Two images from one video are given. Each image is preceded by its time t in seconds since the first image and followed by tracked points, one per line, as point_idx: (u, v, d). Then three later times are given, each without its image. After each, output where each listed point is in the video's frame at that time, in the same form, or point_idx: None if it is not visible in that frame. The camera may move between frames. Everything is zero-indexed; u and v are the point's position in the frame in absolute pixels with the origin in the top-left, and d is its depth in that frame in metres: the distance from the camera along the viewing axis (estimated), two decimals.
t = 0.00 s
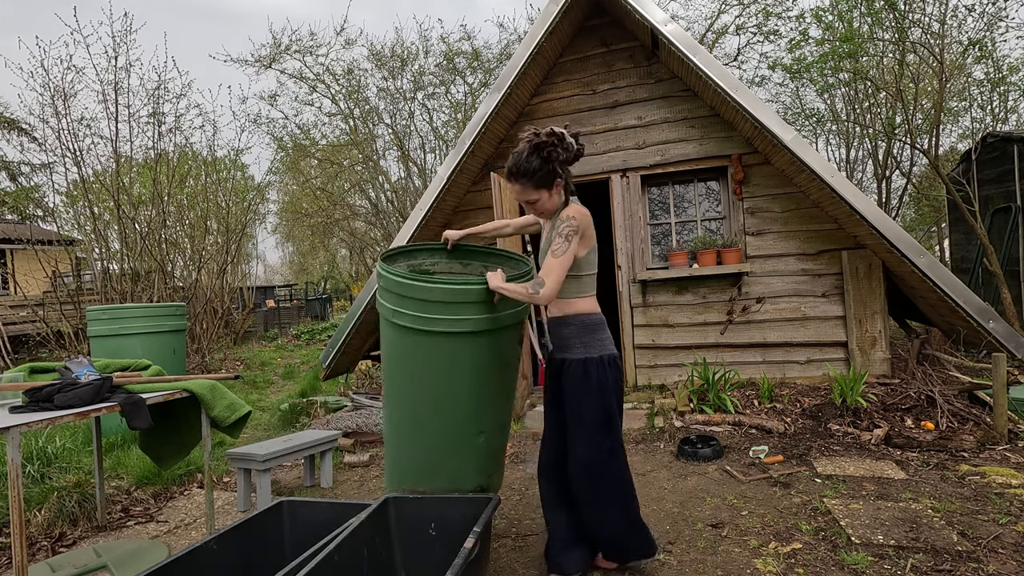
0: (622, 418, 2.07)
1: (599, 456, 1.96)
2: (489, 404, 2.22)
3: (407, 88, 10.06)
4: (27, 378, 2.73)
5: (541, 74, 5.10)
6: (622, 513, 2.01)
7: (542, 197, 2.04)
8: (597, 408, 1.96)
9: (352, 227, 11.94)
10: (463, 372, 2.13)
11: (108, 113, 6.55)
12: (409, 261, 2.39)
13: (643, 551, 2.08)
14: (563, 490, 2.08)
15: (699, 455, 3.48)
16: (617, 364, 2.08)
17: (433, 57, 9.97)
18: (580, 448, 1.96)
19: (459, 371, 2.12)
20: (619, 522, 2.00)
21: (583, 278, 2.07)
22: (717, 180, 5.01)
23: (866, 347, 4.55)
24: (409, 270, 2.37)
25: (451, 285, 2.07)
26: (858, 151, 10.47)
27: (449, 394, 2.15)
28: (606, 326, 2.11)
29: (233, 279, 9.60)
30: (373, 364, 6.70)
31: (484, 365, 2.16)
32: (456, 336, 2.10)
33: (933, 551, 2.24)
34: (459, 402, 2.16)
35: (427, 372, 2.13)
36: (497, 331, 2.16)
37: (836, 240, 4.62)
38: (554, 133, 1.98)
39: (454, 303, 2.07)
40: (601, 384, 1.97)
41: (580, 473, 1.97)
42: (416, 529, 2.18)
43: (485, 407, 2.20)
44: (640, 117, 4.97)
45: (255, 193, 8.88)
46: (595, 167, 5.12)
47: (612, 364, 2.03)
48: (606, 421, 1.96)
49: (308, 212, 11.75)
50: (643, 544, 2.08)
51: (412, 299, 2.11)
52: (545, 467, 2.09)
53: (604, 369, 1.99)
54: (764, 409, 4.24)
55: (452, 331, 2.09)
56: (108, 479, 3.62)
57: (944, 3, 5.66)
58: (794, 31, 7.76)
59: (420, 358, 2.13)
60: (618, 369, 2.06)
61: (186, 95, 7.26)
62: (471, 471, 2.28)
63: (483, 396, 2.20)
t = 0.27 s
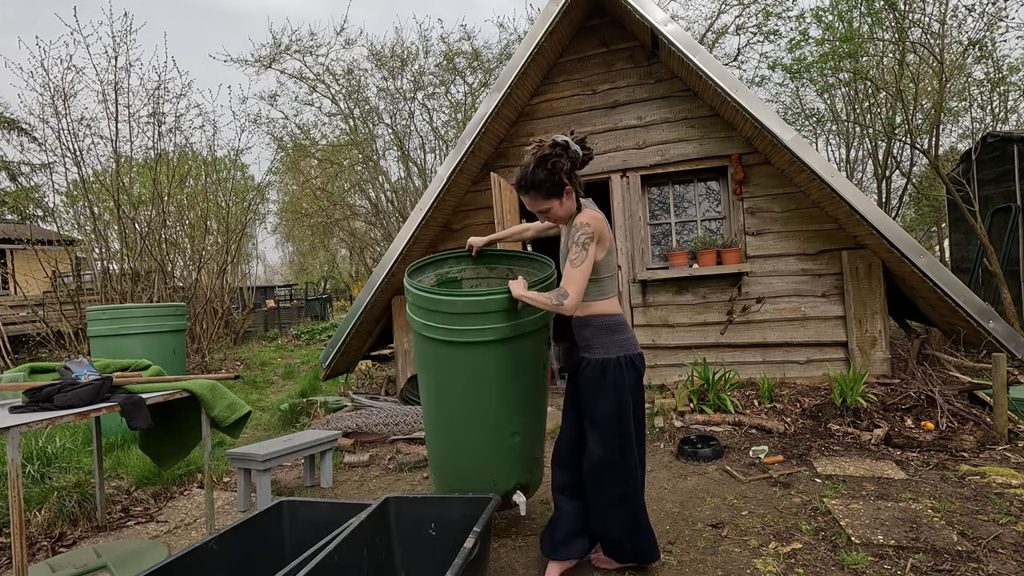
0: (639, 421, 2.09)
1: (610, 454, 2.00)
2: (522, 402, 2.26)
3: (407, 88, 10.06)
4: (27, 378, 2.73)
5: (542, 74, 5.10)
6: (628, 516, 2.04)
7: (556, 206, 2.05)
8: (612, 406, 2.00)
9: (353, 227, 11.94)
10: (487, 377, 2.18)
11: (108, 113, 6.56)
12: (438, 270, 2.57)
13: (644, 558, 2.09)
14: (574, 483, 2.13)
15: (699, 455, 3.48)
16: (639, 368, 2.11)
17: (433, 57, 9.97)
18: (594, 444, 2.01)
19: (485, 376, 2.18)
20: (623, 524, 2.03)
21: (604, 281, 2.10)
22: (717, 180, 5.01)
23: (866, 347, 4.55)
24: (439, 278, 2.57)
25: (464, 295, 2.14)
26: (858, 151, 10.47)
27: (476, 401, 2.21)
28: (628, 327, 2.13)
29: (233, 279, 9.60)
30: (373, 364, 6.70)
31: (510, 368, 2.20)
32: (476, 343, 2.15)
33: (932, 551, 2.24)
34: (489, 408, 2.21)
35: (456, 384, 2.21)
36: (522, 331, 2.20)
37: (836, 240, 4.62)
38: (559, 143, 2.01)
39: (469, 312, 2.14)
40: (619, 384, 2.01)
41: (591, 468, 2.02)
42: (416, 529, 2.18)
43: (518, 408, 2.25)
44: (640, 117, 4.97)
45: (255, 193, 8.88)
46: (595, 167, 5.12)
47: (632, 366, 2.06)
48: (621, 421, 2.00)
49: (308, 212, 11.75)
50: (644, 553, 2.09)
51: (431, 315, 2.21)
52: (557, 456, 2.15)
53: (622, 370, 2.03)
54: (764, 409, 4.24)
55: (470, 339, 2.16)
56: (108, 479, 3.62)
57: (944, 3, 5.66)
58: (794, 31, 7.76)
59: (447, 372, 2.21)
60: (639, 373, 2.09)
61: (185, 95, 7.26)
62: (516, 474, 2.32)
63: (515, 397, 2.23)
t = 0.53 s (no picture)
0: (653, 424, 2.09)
1: (617, 451, 2.05)
2: (544, 397, 2.36)
3: (407, 88, 10.06)
4: (27, 378, 2.73)
5: (541, 74, 5.10)
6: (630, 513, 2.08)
7: (564, 211, 2.10)
8: (620, 405, 2.05)
9: (353, 227, 11.94)
10: (507, 378, 2.31)
11: (108, 113, 6.56)
12: (466, 272, 2.72)
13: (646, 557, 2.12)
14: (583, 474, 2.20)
15: (699, 455, 3.48)
16: (655, 369, 2.13)
17: (433, 56, 9.97)
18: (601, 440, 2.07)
19: (503, 377, 2.31)
20: (627, 521, 2.08)
21: (615, 281, 2.13)
22: (717, 180, 5.01)
23: (866, 347, 4.55)
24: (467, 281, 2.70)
25: (474, 301, 2.27)
26: (858, 151, 10.47)
27: (500, 401, 2.35)
28: (642, 326, 2.16)
29: (233, 279, 9.60)
30: (373, 363, 6.73)
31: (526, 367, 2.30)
32: (492, 347, 2.29)
33: (932, 551, 2.24)
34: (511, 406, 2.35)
35: (481, 384, 2.36)
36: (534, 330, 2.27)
37: (836, 240, 4.62)
38: (559, 150, 2.07)
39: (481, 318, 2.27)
40: (628, 384, 2.05)
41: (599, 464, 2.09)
42: (416, 529, 2.19)
43: (541, 404, 2.36)
44: (640, 117, 4.97)
45: (255, 193, 8.88)
46: (595, 167, 5.12)
47: (646, 367, 2.09)
48: (629, 420, 2.04)
49: (308, 211, 11.74)
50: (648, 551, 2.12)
51: (452, 323, 2.38)
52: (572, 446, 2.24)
53: (633, 369, 2.06)
54: (764, 409, 4.24)
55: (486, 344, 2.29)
56: (108, 479, 3.62)
57: (944, 3, 5.66)
58: (794, 31, 7.75)
59: (472, 375, 2.37)
60: (653, 375, 2.10)
61: (185, 95, 7.26)
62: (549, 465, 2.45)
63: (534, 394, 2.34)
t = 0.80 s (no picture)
0: (655, 426, 2.06)
1: (612, 451, 2.09)
2: (564, 392, 2.40)
3: (407, 88, 10.06)
4: (27, 378, 2.73)
5: (542, 74, 5.10)
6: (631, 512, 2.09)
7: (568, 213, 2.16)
8: (616, 405, 2.09)
9: (353, 227, 11.94)
10: (525, 371, 2.40)
11: (108, 113, 6.57)
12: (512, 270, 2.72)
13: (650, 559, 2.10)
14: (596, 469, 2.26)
15: (699, 455, 3.48)
16: (660, 371, 2.10)
17: (433, 56, 9.97)
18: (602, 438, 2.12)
19: (521, 369, 2.39)
20: (627, 519, 2.10)
21: (619, 280, 2.14)
22: (717, 180, 5.01)
23: (866, 347, 4.55)
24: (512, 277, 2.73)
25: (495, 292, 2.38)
26: (858, 151, 10.48)
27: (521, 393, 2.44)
28: (646, 328, 2.13)
29: (233, 279, 9.60)
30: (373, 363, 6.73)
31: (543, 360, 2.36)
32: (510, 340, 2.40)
33: (932, 551, 2.24)
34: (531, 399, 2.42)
35: (505, 374, 2.46)
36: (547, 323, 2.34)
37: (836, 240, 4.62)
38: (556, 153, 2.11)
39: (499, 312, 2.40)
40: (623, 385, 2.07)
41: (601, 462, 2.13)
42: (416, 529, 2.19)
43: (560, 399, 2.40)
44: (640, 117, 4.97)
45: (255, 193, 8.87)
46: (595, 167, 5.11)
47: (645, 368, 2.07)
48: (624, 420, 2.07)
49: (308, 212, 11.74)
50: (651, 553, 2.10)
51: (477, 317, 2.52)
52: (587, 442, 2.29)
53: (629, 371, 2.07)
54: (764, 409, 4.24)
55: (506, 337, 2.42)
56: (108, 479, 3.62)
57: (944, 3, 5.66)
58: (794, 31, 7.75)
59: (499, 366, 2.47)
60: (654, 376, 2.08)
61: (186, 95, 7.27)
62: (574, 463, 2.46)
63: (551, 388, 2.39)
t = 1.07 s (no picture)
0: (653, 427, 2.07)
1: (609, 448, 2.15)
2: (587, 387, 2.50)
3: (407, 88, 10.06)
4: (27, 378, 2.73)
5: (541, 74, 5.10)
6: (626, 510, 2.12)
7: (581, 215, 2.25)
8: (613, 403, 2.14)
9: (353, 227, 11.94)
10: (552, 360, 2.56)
11: (108, 113, 6.57)
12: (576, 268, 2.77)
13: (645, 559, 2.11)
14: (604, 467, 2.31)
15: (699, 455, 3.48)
16: (661, 370, 2.09)
17: (433, 56, 9.96)
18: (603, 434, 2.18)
19: (546, 353, 2.57)
20: (622, 518, 2.13)
21: (621, 278, 2.17)
22: (716, 180, 5.01)
23: (866, 347, 4.55)
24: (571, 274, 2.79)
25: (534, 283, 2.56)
26: (858, 151, 10.48)
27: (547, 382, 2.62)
28: (653, 327, 2.12)
29: (233, 279, 9.60)
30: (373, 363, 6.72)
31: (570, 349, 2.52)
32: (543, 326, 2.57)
33: (932, 551, 2.24)
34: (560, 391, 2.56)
35: (537, 363, 2.62)
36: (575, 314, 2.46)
37: (836, 240, 4.62)
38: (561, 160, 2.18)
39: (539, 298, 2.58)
40: (620, 383, 2.12)
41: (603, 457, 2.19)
42: (416, 529, 2.19)
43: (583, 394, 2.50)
44: (640, 117, 4.97)
45: (255, 193, 8.87)
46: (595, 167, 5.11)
47: (642, 367, 2.09)
48: (621, 418, 2.11)
49: (308, 211, 11.74)
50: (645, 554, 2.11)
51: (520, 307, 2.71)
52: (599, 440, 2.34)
53: (626, 370, 2.11)
54: (765, 409, 4.24)
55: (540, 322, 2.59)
56: (108, 479, 3.62)
57: (944, 3, 5.66)
58: (794, 31, 7.75)
59: (533, 354, 2.64)
60: (651, 376, 2.08)
61: (186, 95, 7.27)
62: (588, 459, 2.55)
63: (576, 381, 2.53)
